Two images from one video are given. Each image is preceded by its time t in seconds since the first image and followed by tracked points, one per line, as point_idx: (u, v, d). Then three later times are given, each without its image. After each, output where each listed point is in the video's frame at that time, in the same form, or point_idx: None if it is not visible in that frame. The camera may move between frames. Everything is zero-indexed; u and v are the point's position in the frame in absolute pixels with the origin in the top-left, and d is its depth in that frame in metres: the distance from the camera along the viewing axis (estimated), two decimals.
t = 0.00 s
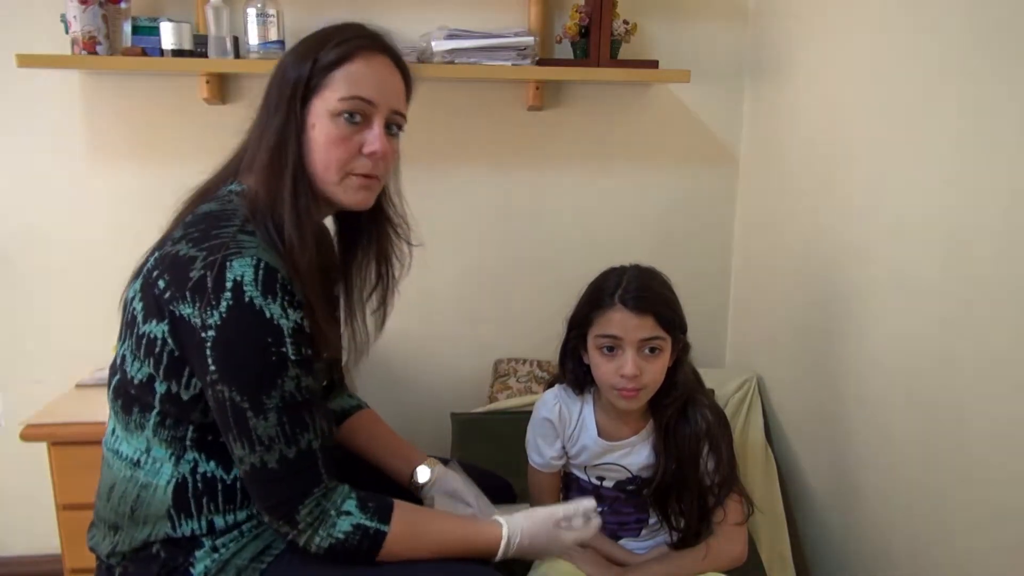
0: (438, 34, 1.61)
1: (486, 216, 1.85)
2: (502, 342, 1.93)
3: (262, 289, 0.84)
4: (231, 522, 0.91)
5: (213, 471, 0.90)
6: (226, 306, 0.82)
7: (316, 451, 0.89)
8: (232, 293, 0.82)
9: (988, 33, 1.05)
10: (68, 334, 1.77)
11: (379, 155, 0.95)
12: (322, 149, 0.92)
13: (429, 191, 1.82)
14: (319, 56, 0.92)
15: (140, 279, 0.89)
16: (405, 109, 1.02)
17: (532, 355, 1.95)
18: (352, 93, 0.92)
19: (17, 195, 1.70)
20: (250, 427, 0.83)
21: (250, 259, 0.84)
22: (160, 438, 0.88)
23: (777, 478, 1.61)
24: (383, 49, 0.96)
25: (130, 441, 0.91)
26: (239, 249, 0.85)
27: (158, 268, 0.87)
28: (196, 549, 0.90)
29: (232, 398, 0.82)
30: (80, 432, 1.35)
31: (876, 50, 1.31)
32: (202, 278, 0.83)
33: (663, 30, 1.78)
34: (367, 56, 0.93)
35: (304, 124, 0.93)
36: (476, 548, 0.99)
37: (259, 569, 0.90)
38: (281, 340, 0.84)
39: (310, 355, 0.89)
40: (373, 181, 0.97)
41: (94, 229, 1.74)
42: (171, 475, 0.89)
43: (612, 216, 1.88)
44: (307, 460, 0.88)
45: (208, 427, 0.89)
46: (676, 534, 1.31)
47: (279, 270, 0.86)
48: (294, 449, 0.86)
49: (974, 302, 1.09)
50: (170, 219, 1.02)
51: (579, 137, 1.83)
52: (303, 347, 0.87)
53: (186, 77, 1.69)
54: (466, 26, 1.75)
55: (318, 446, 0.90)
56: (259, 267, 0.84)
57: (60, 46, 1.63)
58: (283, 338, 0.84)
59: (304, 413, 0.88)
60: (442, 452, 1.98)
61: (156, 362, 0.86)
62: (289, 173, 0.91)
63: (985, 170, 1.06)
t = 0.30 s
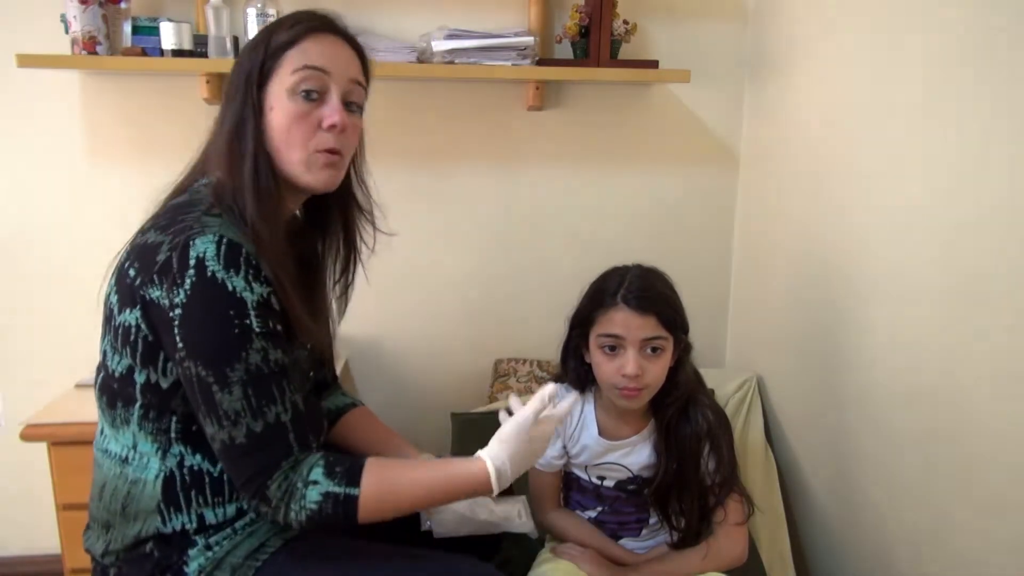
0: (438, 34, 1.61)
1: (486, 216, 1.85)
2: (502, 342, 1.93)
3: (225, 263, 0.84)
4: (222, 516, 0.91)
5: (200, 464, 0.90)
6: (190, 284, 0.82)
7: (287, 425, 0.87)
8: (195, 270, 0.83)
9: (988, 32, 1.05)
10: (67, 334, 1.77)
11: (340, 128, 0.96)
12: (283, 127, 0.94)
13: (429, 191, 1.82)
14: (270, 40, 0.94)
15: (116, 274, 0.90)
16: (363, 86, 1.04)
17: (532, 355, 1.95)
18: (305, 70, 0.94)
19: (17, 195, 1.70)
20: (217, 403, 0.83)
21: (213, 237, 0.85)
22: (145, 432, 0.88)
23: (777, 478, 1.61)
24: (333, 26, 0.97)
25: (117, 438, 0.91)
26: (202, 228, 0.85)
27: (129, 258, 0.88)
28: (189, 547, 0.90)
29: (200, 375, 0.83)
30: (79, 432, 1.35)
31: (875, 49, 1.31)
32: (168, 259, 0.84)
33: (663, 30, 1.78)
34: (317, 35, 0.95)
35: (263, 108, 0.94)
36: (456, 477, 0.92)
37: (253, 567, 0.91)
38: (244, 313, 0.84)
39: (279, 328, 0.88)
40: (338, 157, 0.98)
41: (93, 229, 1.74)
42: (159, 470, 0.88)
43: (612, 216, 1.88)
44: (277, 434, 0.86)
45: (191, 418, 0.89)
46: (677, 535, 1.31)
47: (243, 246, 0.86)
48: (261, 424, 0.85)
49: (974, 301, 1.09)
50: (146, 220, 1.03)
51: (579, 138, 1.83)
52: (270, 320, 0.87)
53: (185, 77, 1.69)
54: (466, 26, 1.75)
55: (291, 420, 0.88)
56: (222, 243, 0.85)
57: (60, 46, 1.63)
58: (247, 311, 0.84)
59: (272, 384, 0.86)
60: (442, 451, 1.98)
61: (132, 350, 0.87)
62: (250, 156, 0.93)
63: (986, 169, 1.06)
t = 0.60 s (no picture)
0: (438, 34, 1.61)
1: (486, 216, 1.85)
2: (502, 342, 1.93)
3: (226, 261, 0.84)
4: (222, 516, 0.92)
5: (201, 464, 0.90)
6: (192, 282, 0.82)
7: (295, 421, 0.87)
8: (197, 267, 0.83)
9: (988, 32, 1.05)
10: (67, 334, 1.77)
11: (306, 131, 0.94)
12: (248, 135, 0.93)
13: (429, 191, 1.82)
14: (229, 45, 0.93)
15: (117, 272, 0.90)
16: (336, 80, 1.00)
17: (532, 355, 1.95)
18: (263, 74, 0.92)
19: (17, 195, 1.70)
20: (225, 400, 0.83)
21: (213, 233, 0.85)
22: (147, 431, 0.88)
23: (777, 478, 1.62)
24: (294, 22, 0.94)
25: (118, 438, 0.91)
26: (202, 225, 0.85)
27: (129, 257, 0.88)
28: (190, 548, 0.90)
29: (206, 372, 0.83)
30: (80, 432, 1.35)
31: (875, 49, 1.31)
32: (170, 257, 0.84)
33: (663, 30, 1.78)
34: (275, 35, 0.93)
35: (230, 117, 0.94)
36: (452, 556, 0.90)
37: (254, 567, 0.90)
38: (247, 310, 0.84)
39: (283, 323, 0.88)
40: (312, 159, 0.96)
41: (93, 228, 1.74)
42: (160, 470, 0.88)
43: (612, 216, 1.88)
44: (287, 431, 0.86)
45: (196, 416, 0.89)
46: (677, 534, 1.31)
47: (244, 244, 0.86)
48: (270, 420, 0.85)
49: (974, 301, 1.09)
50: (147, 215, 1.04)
51: (579, 138, 1.83)
52: (273, 316, 0.86)
53: (185, 78, 1.69)
54: (466, 26, 1.75)
55: (298, 416, 0.88)
56: (223, 241, 0.85)
57: (60, 46, 1.63)
58: (250, 308, 0.84)
59: (278, 380, 0.86)
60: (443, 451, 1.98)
61: (135, 348, 0.87)
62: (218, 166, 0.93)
63: (986, 170, 1.06)
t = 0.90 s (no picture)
0: (438, 34, 1.61)
1: (486, 217, 1.85)
2: (502, 342, 1.93)
3: (223, 270, 0.83)
4: (225, 518, 0.91)
5: (204, 467, 0.89)
6: (188, 292, 0.82)
7: (296, 430, 0.88)
8: (194, 278, 0.82)
9: (988, 32, 1.05)
10: (67, 334, 1.77)
11: (318, 143, 0.94)
12: (258, 147, 0.92)
13: (429, 191, 1.82)
14: (234, 53, 0.89)
15: (116, 279, 0.90)
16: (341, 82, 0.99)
17: (532, 355, 1.95)
18: (273, 87, 0.90)
19: (17, 195, 1.69)
20: (226, 410, 0.84)
21: (209, 241, 0.84)
22: (150, 434, 0.88)
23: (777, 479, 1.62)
24: (300, 29, 0.91)
25: (122, 440, 0.91)
26: (198, 232, 0.85)
27: (127, 264, 0.88)
28: (192, 548, 0.90)
29: (205, 384, 0.83)
30: (80, 432, 1.35)
31: (875, 50, 1.31)
32: (166, 266, 0.84)
33: (663, 30, 1.78)
34: (283, 44, 0.90)
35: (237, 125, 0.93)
36: None
37: (254, 569, 0.91)
38: (245, 321, 0.84)
39: (282, 332, 0.88)
40: (322, 166, 0.97)
41: (94, 228, 1.73)
42: (163, 472, 0.88)
43: (612, 216, 1.88)
44: (287, 440, 0.87)
45: (197, 421, 0.89)
46: (677, 534, 1.31)
47: (242, 250, 0.86)
48: (271, 430, 0.86)
49: (974, 301, 1.09)
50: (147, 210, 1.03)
51: (578, 138, 1.83)
52: (273, 325, 0.87)
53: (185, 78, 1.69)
54: (465, 26, 1.75)
55: (299, 425, 0.88)
56: (219, 248, 0.84)
57: (60, 46, 1.63)
58: (248, 318, 0.84)
59: (278, 390, 0.87)
60: (443, 451, 1.98)
61: (135, 356, 0.87)
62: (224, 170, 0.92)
63: (986, 169, 1.06)
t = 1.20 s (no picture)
0: (438, 34, 1.61)
1: (486, 217, 1.85)
2: (502, 342, 1.93)
3: (212, 287, 0.83)
4: (224, 523, 0.91)
5: (202, 473, 0.90)
6: (177, 308, 0.82)
7: (287, 449, 0.88)
8: (182, 295, 0.82)
9: (988, 31, 1.05)
10: (67, 333, 1.77)
11: (323, 155, 0.94)
12: (261, 159, 0.92)
13: (429, 191, 1.82)
14: (240, 62, 0.87)
15: (107, 291, 0.90)
16: (344, 89, 0.99)
17: (532, 355, 1.95)
18: (279, 99, 0.89)
19: (18, 195, 1.70)
20: (215, 429, 0.84)
21: (198, 257, 0.84)
22: (146, 443, 0.89)
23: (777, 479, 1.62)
24: (306, 40, 0.90)
25: (118, 447, 0.91)
26: (187, 248, 0.85)
27: (118, 276, 0.88)
28: (190, 554, 0.90)
29: (196, 403, 0.84)
30: (81, 432, 1.35)
31: (875, 49, 1.31)
32: (155, 281, 0.83)
33: (663, 30, 1.78)
34: (290, 56, 0.89)
35: (240, 133, 0.91)
36: None
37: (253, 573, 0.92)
38: (234, 339, 0.84)
39: (274, 350, 0.89)
40: (324, 175, 0.98)
41: (94, 228, 1.74)
42: (160, 479, 0.88)
43: (613, 216, 1.88)
44: (279, 459, 0.87)
45: (190, 431, 0.89)
46: (677, 534, 1.31)
47: (231, 265, 0.86)
48: (261, 449, 0.86)
49: (973, 302, 1.09)
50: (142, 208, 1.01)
51: (578, 138, 1.83)
52: (263, 342, 0.87)
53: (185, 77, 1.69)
54: (465, 26, 1.75)
55: (290, 444, 0.89)
56: (208, 264, 0.84)
57: (60, 46, 1.63)
58: (237, 336, 0.84)
59: (268, 410, 0.87)
60: (443, 451, 1.98)
61: (127, 369, 0.87)
62: (220, 172, 0.89)
63: (986, 169, 1.06)
